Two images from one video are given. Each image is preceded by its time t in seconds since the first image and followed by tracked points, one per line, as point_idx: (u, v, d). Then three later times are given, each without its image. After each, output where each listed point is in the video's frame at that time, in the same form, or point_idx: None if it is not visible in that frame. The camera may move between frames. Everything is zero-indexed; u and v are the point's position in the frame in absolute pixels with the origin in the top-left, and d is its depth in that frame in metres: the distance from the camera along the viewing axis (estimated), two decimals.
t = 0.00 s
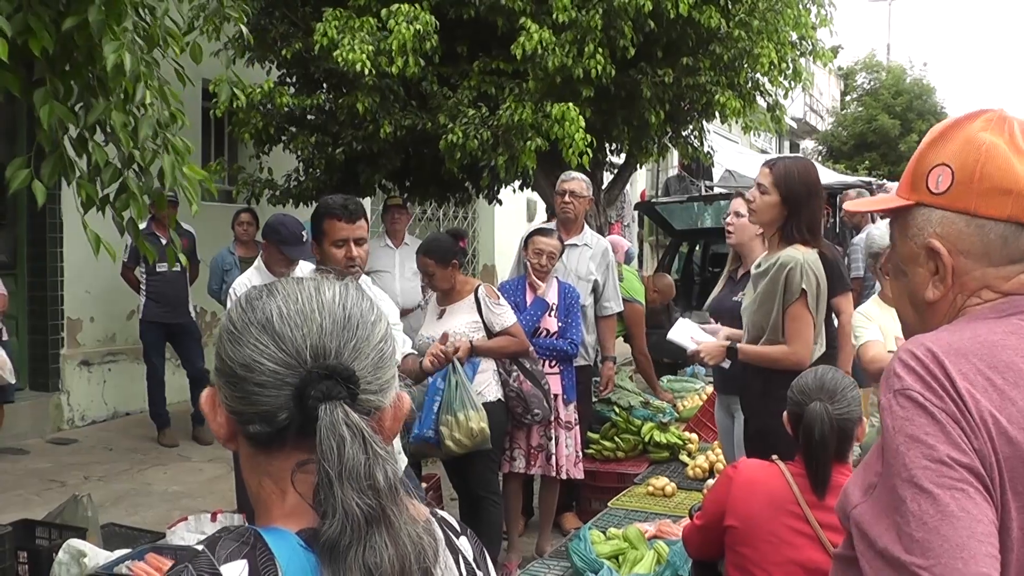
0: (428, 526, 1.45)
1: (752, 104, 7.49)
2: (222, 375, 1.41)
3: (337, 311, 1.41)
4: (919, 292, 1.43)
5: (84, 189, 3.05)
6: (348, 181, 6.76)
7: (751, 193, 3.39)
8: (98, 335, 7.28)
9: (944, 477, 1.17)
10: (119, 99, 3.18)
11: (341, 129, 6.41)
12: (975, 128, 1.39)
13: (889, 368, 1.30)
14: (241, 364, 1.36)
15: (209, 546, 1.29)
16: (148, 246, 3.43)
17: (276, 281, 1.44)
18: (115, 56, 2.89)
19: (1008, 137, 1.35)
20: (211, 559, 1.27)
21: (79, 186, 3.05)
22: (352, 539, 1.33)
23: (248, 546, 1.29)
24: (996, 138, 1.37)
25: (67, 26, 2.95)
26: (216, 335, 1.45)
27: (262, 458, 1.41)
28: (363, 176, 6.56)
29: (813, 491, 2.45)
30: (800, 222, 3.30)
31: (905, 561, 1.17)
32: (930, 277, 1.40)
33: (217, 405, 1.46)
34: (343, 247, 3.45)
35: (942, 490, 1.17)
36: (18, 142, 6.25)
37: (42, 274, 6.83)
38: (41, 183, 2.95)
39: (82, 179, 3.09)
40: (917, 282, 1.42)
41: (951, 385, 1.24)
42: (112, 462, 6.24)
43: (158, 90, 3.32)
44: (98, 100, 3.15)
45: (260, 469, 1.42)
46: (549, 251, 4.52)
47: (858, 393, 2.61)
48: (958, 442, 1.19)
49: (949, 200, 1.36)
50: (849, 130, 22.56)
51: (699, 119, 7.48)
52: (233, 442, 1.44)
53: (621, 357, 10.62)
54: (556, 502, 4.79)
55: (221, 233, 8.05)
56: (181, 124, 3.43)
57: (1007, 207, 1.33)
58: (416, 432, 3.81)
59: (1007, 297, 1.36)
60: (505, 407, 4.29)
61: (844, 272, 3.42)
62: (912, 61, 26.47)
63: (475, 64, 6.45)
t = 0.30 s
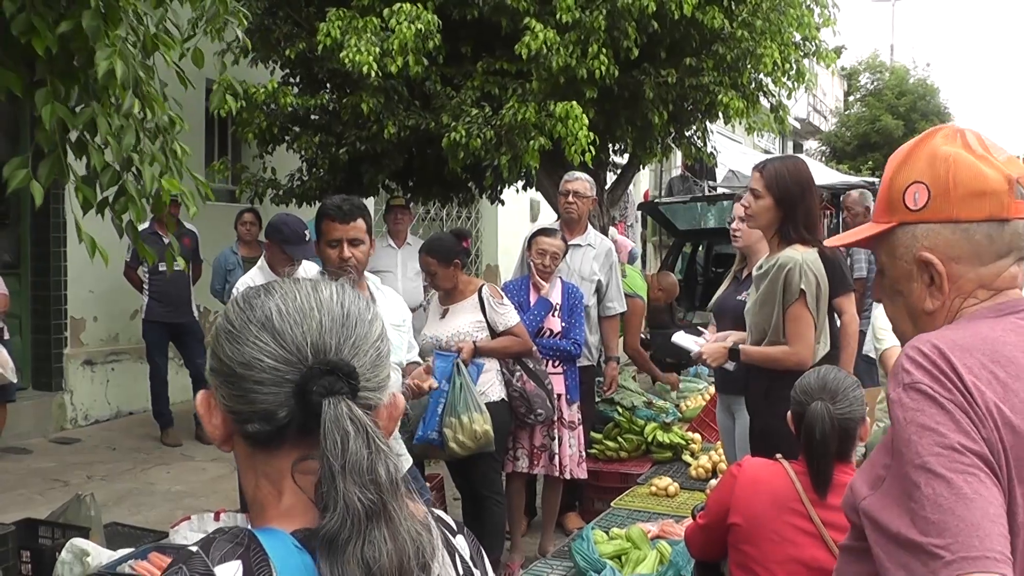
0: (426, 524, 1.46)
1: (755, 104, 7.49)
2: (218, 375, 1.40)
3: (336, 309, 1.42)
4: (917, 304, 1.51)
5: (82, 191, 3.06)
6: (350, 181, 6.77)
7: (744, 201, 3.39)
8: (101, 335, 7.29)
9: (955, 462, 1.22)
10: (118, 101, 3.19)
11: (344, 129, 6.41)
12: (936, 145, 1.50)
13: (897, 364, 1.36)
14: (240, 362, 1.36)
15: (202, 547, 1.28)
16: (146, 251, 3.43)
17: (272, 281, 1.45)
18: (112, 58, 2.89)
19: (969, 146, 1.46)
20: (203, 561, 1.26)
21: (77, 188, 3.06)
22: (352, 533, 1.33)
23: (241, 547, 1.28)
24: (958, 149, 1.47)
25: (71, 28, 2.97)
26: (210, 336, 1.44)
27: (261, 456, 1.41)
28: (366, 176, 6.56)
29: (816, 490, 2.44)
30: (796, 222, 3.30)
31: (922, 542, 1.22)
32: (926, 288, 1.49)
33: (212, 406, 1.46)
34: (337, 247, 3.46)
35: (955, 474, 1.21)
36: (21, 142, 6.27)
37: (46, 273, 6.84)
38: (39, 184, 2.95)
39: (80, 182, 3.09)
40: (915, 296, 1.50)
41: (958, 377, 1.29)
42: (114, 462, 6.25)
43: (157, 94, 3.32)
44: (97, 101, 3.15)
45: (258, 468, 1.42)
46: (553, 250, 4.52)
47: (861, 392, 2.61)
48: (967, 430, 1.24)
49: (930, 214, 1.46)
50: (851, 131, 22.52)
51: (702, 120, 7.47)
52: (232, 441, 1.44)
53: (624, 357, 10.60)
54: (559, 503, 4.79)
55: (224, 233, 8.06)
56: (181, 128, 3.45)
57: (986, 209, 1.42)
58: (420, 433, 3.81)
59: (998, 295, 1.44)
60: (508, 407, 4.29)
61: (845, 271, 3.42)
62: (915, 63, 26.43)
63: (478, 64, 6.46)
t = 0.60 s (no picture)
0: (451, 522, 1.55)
1: (755, 105, 7.50)
2: (233, 379, 1.38)
3: (355, 311, 1.44)
4: (876, 303, 1.60)
5: (73, 195, 3.07)
6: (350, 181, 6.77)
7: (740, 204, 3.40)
8: (101, 335, 7.29)
9: (894, 449, 1.33)
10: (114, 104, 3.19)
11: (345, 129, 6.42)
12: (897, 153, 1.60)
13: (850, 360, 1.48)
14: (266, 366, 1.35)
15: (219, 547, 1.31)
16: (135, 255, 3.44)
17: (284, 284, 1.45)
18: (109, 61, 2.90)
19: (927, 153, 1.55)
20: (222, 562, 1.28)
21: (68, 191, 3.06)
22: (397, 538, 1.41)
23: (259, 545, 1.31)
24: (916, 157, 1.57)
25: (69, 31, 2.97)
26: (218, 340, 1.41)
27: (273, 459, 1.41)
28: (366, 177, 6.57)
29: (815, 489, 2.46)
30: (791, 223, 3.30)
31: (861, 524, 1.32)
32: (885, 289, 1.58)
33: (217, 411, 1.42)
34: (334, 246, 3.46)
35: (892, 460, 1.32)
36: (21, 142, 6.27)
37: (46, 273, 6.85)
38: (35, 184, 2.95)
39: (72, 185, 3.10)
40: (876, 296, 1.60)
41: (904, 372, 1.41)
42: (114, 462, 6.25)
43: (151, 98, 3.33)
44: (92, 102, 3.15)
45: (267, 472, 1.43)
46: (553, 250, 4.53)
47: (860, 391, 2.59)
48: (908, 420, 1.36)
49: (890, 217, 1.55)
50: (851, 131, 22.52)
51: (702, 121, 7.46)
52: (239, 444, 1.43)
53: (624, 357, 10.59)
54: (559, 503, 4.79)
55: (225, 233, 8.07)
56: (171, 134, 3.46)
57: (941, 214, 1.51)
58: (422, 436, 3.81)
59: (953, 295, 1.54)
60: (508, 407, 4.30)
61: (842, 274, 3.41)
62: (915, 63, 26.43)
63: (478, 64, 6.46)
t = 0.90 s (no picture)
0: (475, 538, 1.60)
1: (753, 105, 7.50)
2: (255, 385, 1.38)
3: (379, 323, 1.46)
4: (803, 296, 1.72)
5: (70, 195, 3.06)
6: (347, 181, 6.77)
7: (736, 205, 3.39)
8: (98, 334, 7.29)
9: (782, 441, 1.50)
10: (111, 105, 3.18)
11: (342, 129, 6.42)
12: (831, 153, 1.69)
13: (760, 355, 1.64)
14: (292, 378, 1.36)
15: (231, 527, 1.33)
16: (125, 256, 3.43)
17: (307, 290, 1.45)
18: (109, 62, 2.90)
19: (858, 158, 1.64)
20: (229, 541, 1.29)
21: (65, 191, 3.06)
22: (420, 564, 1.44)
23: (272, 530, 1.31)
24: (848, 160, 1.66)
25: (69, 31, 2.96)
26: (238, 344, 1.40)
27: (288, 465, 1.42)
28: (364, 177, 6.57)
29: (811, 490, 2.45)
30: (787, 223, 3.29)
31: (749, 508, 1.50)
32: (810, 283, 1.70)
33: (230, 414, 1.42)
34: (332, 246, 3.46)
35: (779, 452, 1.50)
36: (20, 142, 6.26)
37: (43, 273, 6.84)
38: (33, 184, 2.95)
39: (69, 184, 3.09)
40: (800, 290, 1.72)
41: (803, 370, 1.56)
42: (112, 461, 6.25)
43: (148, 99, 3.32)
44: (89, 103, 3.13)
45: (278, 475, 1.43)
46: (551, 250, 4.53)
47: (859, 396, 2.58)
48: (798, 414, 1.52)
49: (818, 218, 1.65)
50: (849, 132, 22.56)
51: (700, 121, 7.47)
52: (254, 449, 1.43)
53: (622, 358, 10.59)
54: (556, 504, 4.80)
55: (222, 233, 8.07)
56: (168, 133, 3.45)
57: (864, 218, 1.62)
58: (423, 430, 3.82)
59: (872, 292, 1.65)
60: (505, 407, 4.32)
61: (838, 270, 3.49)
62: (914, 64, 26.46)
63: (477, 65, 6.47)
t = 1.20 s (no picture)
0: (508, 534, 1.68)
1: (751, 106, 7.50)
2: (324, 393, 1.39)
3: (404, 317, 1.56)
4: (735, 286, 1.85)
5: (79, 195, 3.06)
6: (345, 182, 6.77)
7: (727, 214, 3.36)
8: (97, 336, 7.28)
9: (710, 432, 1.64)
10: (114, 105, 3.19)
11: (340, 130, 6.42)
12: (768, 151, 1.79)
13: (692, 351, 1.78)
14: (369, 379, 1.42)
15: (260, 523, 1.33)
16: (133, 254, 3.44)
17: (347, 289, 1.48)
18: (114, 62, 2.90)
19: (790, 157, 1.75)
20: (259, 536, 1.30)
21: (74, 191, 3.05)
22: (479, 537, 1.56)
23: (301, 530, 1.32)
24: (782, 159, 1.77)
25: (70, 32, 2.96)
26: (299, 352, 1.39)
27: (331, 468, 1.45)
28: (362, 178, 6.57)
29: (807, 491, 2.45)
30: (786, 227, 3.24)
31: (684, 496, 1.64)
32: (740, 274, 1.82)
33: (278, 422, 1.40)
34: (333, 248, 3.46)
35: (707, 442, 1.63)
36: (17, 145, 6.26)
37: (41, 276, 6.83)
38: (40, 186, 2.94)
39: (77, 184, 3.09)
40: (732, 280, 1.84)
41: (728, 363, 1.69)
42: (110, 464, 6.24)
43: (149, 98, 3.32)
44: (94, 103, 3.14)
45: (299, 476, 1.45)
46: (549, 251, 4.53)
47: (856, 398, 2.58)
48: (724, 405, 1.66)
49: (749, 213, 1.77)
50: (847, 132, 22.56)
51: (697, 121, 7.46)
52: (288, 457, 1.43)
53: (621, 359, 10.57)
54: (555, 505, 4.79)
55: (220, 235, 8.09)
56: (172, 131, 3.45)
57: (791, 215, 1.73)
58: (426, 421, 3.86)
59: (798, 286, 1.77)
60: (503, 408, 4.32)
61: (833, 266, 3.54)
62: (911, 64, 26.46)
63: (474, 66, 6.46)
